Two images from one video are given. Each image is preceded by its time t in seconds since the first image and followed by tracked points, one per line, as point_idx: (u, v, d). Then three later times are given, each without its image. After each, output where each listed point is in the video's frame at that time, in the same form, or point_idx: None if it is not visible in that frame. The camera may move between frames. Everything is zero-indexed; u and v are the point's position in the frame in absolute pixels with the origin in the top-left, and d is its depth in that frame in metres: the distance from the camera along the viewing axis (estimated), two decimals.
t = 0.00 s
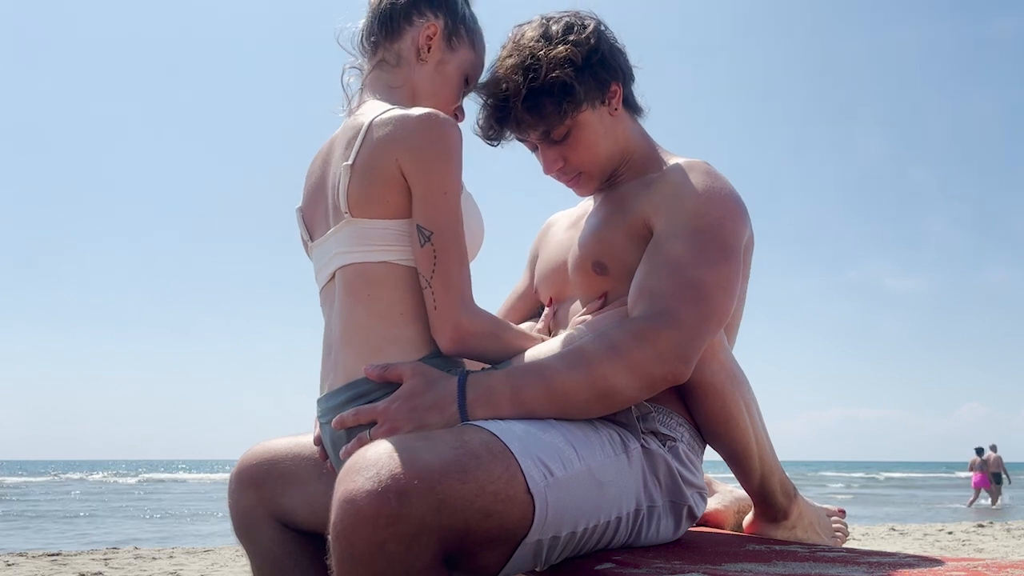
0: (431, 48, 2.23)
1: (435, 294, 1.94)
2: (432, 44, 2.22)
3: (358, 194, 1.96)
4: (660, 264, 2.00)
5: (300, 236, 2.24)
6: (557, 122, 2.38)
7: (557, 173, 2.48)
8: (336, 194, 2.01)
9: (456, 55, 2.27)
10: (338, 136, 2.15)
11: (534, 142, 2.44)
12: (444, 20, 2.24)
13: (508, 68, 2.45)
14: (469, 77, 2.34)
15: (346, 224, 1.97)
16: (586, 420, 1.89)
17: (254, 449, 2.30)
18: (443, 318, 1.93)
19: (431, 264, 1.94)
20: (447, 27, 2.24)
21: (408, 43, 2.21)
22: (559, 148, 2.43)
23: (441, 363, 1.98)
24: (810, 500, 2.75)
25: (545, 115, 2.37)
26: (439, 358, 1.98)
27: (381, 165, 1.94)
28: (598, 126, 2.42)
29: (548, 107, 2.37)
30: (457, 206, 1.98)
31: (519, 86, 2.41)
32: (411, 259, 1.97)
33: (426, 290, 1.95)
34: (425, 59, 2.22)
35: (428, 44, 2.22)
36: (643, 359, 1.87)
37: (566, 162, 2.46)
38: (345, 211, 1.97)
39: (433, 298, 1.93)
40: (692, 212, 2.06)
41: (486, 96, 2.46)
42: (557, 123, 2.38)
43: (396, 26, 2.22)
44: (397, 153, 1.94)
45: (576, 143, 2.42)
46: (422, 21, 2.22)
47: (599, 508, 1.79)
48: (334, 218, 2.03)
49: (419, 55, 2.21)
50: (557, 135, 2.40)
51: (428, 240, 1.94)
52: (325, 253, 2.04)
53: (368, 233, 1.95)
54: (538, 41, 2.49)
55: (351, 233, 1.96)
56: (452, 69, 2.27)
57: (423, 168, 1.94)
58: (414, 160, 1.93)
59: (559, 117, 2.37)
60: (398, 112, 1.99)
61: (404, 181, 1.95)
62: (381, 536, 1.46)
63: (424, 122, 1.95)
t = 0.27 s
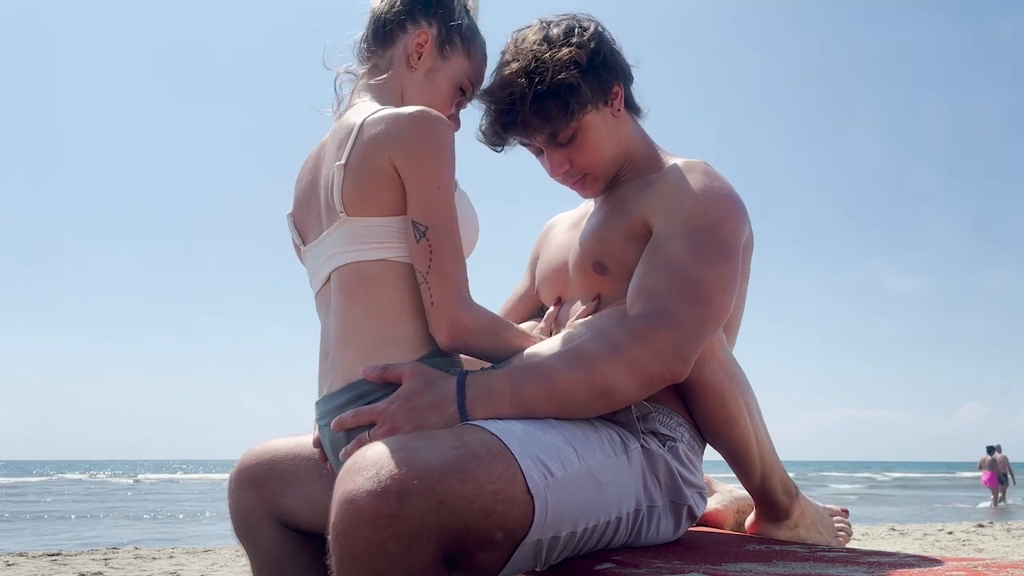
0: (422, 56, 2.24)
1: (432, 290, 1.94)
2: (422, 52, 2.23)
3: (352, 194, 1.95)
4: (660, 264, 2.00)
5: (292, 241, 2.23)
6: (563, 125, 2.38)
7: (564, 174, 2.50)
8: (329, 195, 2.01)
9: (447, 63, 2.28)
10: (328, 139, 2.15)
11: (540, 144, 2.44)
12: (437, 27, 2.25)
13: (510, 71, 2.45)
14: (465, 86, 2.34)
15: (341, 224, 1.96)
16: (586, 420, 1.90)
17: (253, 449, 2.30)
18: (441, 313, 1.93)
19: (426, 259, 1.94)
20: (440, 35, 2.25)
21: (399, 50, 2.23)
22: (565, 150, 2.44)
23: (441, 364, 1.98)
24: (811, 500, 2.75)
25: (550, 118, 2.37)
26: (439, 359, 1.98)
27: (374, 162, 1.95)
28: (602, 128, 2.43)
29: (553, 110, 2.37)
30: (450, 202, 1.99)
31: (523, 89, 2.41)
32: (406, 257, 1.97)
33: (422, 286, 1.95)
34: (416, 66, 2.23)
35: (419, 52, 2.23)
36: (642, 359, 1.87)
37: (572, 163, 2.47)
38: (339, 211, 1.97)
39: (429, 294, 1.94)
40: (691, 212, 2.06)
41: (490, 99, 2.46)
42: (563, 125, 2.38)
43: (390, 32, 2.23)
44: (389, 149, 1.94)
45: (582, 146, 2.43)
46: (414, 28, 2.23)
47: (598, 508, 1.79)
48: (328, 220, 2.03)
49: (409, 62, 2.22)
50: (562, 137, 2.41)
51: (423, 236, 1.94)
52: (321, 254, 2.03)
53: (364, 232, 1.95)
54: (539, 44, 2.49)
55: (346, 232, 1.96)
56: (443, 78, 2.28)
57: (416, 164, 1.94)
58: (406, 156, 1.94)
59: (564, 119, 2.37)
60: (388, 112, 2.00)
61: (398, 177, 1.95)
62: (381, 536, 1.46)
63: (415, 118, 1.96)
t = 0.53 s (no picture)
0: (427, 58, 2.23)
1: (429, 292, 1.94)
2: (427, 54, 2.23)
3: (351, 194, 1.95)
4: (659, 264, 1.99)
5: (294, 241, 2.23)
6: (566, 124, 2.39)
7: (567, 175, 2.50)
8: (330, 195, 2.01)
9: (452, 66, 2.27)
10: (330, 140, 2.15)
11: (546, 143, 2.45)
12: (443, 29, 2.24)
13: (513, 67, 2.39)
14: (470, 90, 2.33)
15: (341, 225, 1.96)
16: (585, 420, 1.90)
17: (253, 449, 2.30)
18: (438, 315, 1.93)
19: (424, 261, 1.94)
20: (447, 37, 2.25)
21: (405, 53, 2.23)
22: (568, 150, 2.45)
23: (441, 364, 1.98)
24: (811, 500, 2.74)
25: (554, 118, 2.39)
26: (439, 359, 1.98)
27: (374, 163, 1.95)
28: (604, 127, 2.43)
29: (559, 110, 2.38)
30: (450, 203, 1.99)
31: (529, 88, 2.39)
32: (405, 258, 1.96)
33: (419, 288, 1.95)
34: (421, 69, 2.23)
35: (424, 54, 2.22)
36: (642, 358, 1.87)
37: (575, 163, 2.48)
38: (339, 211, 1.96)
39: (427, 295, 1.94)
40: (691, 212, 2.06)
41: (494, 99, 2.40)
42: (569, 124, 2.39)
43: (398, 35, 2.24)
44: (389, 150, 1.94)
45: (584, 145, 2.44)
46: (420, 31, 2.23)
47: (597, 507, 1.79)
48: (328, 220, 2.03)
49: (413, 65, 2.22)
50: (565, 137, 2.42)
51: (422, 236, 1.94)
52: (321, 255, 2.03)
53: (363, 233, 1.95)
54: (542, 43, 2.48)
55: (346, 233, 1.96)
56: (448, 81, 2.27)
57: (414, 166, 1.94)
58: (405, 158, 1.94)
59: (567, 119, 2.39)
60: (388, 113, 2.00)
61: (398, 178, 1.95)
62: (379, 536, 1.46)
63: (415, 121, 1.96)
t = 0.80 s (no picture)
0: (438, 60, 2.23)
1: (431, 293, 1.94)
2: (438, 56, 2.23)
3: (356, 194, 1.96)
4: (660, 264, 2.00)
5: (300, 239, 2.24)
6: (567, 125, 2.40)
7: (567, 176, 2.51)
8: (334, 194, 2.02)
9: (462, 69, 2.27)
10: (336, 139, 2.15)
11: (546, 146, 2.46)
12: (454, 31, 2.24)
13: (514, 71, 2.39)
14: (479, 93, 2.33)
15: (344, 225, 1.97)
16: (586, 420, 1.90)
17: (254, 449, 2.30)
18: (439, 316, 1.93)
19: (426, 262, 1.94)
20: (457, 40, 2.25)
21: (416, 54, 2.23)
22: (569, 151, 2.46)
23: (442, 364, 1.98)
24: (812, 500, 2.75)
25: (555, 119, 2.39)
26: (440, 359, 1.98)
27: (378, 164, 1.95)
28: (605, 129, 2.44)
29: (560, 113, 2.38)
30: (454, 205, 1.99)
31: (529, 92, 2.39)
32: (409, 260, 1.97)
33: (421, 289, 1.95)
34: (431, 71, 2.23)
35: (434, 57, 2.22)
36: (642, 359, 1.88)
37: (575, 165, 2.48)
38: (343, 211, 1.97)
39: (429, 297, 1.94)
40: (693, 212, 2.06)
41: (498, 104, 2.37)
42: (569, 126, 2.40)
43: (409, 36, 2.25)
44: (393, 151, 1.94)
45: (585, 147, 2.44)
46: (431, 33, 2.23)
47: (598, 507, 1.79)
48: (332, 220, 2.03)
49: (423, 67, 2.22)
50: (566, 138, 2.43)
51: (425, 238, 1.95)
52: (324, 254, 2.04)
53: (367, 233, 1.95)
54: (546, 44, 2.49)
55: (350, 233, 1.96)
56: (458, 84, 2.27)
57: (419, 166, 1.94)
58: (409, 158, 1.94)
59: (568, 121, 2.39)
60: (393, 113, 2.00)
61: (402, 179, 1.95)
62: (380, 536, 1.46)
63: (420, 122, 1.97)
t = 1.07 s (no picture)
0: (441, 63, 2.23)
1: (430, 294, 1.94)
2: (441, 61, 2.23)
3: (355, 195, 1.96)
4: (661, 264, 2.00)
5: (297, 239, 2.24)
6: (572, 126, 2.40)
7: (571, 176, 2.51)
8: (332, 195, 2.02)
9: (465, 73, 2.28)
10: (334, 140, 2.15)
11: (550, 145, 2.46)
12: (457, 35, 2.25)
13: (520, 71, 2.39)
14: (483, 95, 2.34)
15: (344, 226, 1.97)
16: (587, 420, 1.90)
17: (254, 449, 2.30)
18: (439, 317, 1.93)
19: (426, 264, 1.95)
20: (460, 43, 2.25)
21: (419, 58, 2.23)
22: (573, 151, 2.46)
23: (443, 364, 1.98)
24: (812, 500, 2.75)
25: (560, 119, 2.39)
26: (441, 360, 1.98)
27: (377, 165, 1.95)
28: (610, 130, 2.44)
29: (565, 114, 2.38)
30: (452, 206, 1.99)
31: (535, 91, 2.39)
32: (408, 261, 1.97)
33: (420, 290, 1.95)
34: (435, 74, 2.23)
35: (437, 61, 2.23)
36: (643, 359, 1.88)
37: (579, 164, 2.48)
38: (343, 212, 1.97)
39: (428, 298, 1.94)
40: (694, 212, 2.06)
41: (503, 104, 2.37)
42: (574, 127, 2.41)
43: (411, 40, 2.24)
44: (393, 151, 1.95)
45: (589, 147, 2.44)
46: (434, 36, 2.23)
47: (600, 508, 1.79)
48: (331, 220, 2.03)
49: (427, 72, 2.22)
50: (570, 138, 2.43)
51: (425, 239, 1.95)
52: (323, 255, 2.04)
53: (367, 235, 1.95)
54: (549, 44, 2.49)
55: (349, 234, 1.96)
56: (461, 87, 2.28)
57: (417, 167, 1.94)
58: (408, 159, 1.94)
59: (573, 121, 2.40)
60: (392, 113, 2.00)
61: (401, 181, 1.95)
62: (382, 537, 1.46)
63: (420, 122, 1.97)
